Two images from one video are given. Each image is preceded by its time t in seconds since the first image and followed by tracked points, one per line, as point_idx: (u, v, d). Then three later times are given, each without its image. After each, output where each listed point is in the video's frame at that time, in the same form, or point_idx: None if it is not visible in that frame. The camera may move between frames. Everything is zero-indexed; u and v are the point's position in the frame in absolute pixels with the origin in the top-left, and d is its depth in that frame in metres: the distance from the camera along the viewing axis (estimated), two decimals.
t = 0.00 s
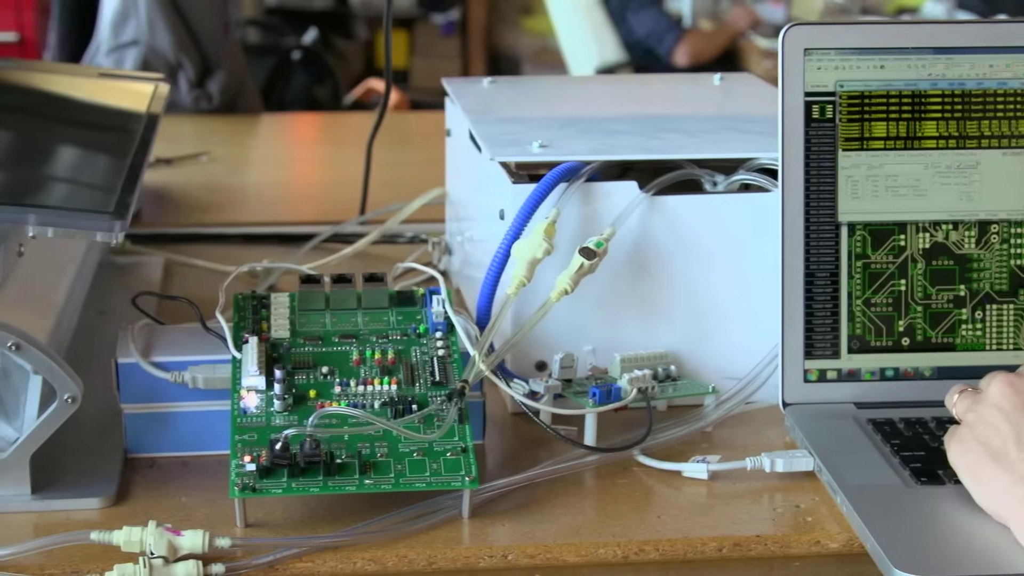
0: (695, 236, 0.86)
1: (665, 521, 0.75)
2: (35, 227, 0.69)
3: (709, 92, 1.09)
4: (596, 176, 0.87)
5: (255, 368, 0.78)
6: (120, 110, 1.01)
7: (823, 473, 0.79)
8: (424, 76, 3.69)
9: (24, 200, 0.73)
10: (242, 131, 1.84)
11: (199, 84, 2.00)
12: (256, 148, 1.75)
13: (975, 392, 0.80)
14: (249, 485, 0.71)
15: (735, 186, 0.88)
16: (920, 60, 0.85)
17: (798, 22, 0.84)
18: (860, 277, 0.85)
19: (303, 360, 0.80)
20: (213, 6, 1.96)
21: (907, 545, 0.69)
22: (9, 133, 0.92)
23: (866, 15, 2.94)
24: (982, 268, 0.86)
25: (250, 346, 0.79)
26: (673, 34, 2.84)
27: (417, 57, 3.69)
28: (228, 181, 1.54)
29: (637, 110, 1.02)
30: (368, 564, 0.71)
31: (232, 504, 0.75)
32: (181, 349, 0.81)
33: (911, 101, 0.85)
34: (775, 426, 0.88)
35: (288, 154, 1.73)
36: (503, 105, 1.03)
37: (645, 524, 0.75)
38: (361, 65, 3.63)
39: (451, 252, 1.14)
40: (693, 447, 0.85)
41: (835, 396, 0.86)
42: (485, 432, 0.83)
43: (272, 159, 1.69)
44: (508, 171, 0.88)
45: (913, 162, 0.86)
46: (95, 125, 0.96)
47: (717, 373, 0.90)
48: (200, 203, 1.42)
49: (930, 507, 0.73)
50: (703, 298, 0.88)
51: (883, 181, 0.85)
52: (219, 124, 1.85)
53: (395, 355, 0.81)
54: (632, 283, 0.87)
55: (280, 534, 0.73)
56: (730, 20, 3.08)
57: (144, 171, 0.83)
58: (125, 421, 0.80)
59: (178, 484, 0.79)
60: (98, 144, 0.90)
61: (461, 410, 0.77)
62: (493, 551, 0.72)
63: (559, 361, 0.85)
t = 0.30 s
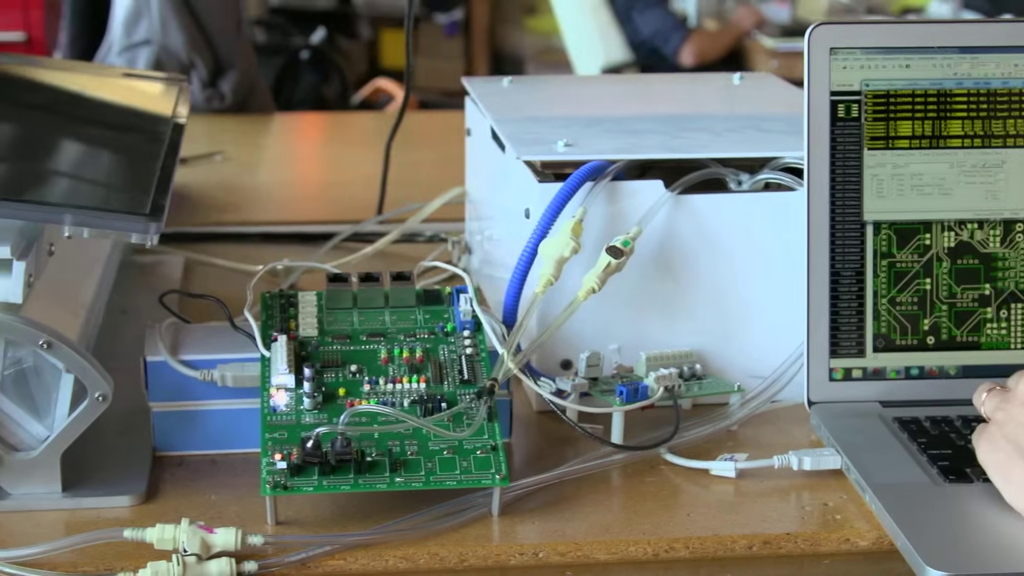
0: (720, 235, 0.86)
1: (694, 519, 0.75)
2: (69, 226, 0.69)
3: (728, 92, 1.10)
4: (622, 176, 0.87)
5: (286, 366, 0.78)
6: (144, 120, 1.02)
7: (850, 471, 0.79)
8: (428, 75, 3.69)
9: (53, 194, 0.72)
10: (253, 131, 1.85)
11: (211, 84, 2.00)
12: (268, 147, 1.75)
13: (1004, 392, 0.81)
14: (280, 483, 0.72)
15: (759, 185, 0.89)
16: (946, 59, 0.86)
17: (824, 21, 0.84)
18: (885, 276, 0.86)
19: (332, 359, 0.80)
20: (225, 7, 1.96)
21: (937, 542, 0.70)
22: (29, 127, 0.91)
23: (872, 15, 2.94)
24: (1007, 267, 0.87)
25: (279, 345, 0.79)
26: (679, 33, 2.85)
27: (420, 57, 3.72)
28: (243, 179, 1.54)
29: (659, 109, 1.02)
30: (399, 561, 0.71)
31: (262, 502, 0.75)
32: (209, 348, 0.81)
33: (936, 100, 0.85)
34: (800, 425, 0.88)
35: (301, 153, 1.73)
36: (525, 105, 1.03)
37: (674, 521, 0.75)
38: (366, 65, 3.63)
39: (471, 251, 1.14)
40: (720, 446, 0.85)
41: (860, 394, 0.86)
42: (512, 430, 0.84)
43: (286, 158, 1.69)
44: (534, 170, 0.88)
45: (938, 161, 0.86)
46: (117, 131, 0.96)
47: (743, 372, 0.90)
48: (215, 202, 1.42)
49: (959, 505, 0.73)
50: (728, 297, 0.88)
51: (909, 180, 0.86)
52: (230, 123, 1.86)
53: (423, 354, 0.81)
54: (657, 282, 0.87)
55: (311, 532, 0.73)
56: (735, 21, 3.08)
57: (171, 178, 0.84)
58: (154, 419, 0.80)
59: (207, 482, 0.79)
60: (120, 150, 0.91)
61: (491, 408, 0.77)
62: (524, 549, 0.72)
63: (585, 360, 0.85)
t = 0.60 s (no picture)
0: (746, 233, 0.87)
1: (723, 517, 0.76)
2: (104, 226, 0.69)
3: (746, 91, 1.10)
4: (647, 175, 0.87)
5: (314, 364, 0.78)
6: (159, 123, 1.02)
7: (878, 469, 0.79)
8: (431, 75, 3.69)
9: (79, 193, 0.73)
10: (264, 130, 1.85)
11: (222, 84, 2.01)
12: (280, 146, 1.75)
13: None
14: (311, 481, 0.72)
15: (783, 184, 0.89)
16: (971, 59, 0.86)
17: (849, 21, 0.84)
18: (910, 275, 0.86)
19: (360, 357, 0.80)
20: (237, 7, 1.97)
21: (967, 539, 0.70)
22: (45, 124, 0.91)
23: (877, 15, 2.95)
24: None
25: (307, 343, 0.79)
26: (685, 33, 2.85)
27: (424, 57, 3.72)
28: (256, 178, 1.54)
29: (680, 108, 1.03)
30: (430, 559, 0.71)
31: (292, 500, 0.75)
32: (236, 346, 0.81)
33: (961, 99, 0.86)
34: (824, 423, 0.88)
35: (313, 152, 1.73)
36: (545, 104, 1.03)
37: (703, 519, 0.75)
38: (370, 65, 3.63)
39: (490, 250, 1.14)
40: (745, 444, 0.85)
41: (885, 392, 0.86)
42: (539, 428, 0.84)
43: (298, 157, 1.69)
44: (559, 170, 0.88)
45: (963, 160, 0.86)
46: (135, 135, 0.97)
47: (767, 370, 0.90)
48: (231, 202, 1.43)
49: (988, 502, 0.73)
50: (753, 295, 0.88)
51: (933, 179, 0.86)
52: (240, 122, 1.86)
53: (451, 352, 0.81)
54: (682, 281, 0.87)
55: (341, 530, 0.73)
56: (740, 20, 3.08)
57: (189, 183, 0.84)
58: (182, 417, 0.80)
59: (235, 480, 0.79)
60: (140, 153, 0.91)
61: (519, 406, 0.77)
62: (555, 546, 0.72)
63: (611, 358, 0.85)
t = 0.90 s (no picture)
0: (770, 232, 0.87)
1: (751, 515, 0.76)
2: (138, 227, 0.70)
3: (764, 90, 1.10)
4: (671, 174, 0.87)
5: (342, 363, 0.78)
6: (168, 125, 1.03)
7: (904, 468, 0.79)
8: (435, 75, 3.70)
9: (101, 191, 0.73)
10: (274, 130, 1.85)
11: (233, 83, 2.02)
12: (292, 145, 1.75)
13: None
14: (341, 479, 0.72)
15: (806, 184, 0.89)
16: (995, 58, 0.86)
17: (874, 20, 0.84)
18: (934, 274, 0.86)
19: (387, 356, 0.80)
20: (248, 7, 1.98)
21: (995, 537, 0.70)
22: (49, 117, 0.90)
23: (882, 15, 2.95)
24: None
25: (335, 342, 0.80)
26: (690, 33, 2.87)
27: (426, 57, 3.72)
28: (270, 178, 1.54)
29: (700, 108, 1.03)
30: (460, 557, 0.71)
31: (322, 498, 0.76)
32: (263, 345, 0.82)
33: (985, 98, 0.86)
34: (849, 422, 0.89)
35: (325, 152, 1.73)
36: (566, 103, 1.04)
37: (731, 517, 0.76)
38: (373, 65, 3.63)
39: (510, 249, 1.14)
40: (770, 443, 0.86)
41: (909, 391, 0.86)
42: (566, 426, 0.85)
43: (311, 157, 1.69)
44: (583, 169, 0.88)
45: (987, 159, 0.86)
46: (139, 132, 0.97)
47: (790, 368, 0.91)
48: (245, 201, 1.43)
49: (1016, 501, 0.73)
50: (777, 294, 0.88)
51: (957, 177, 0.86)
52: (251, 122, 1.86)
53: (477, 351, 0.82)
54: (706, 279, 0.87)
55: (371, 528, 0.73)
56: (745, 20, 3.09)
57: (193, 181, 0.85)
58: (208, 416, 0.81)
59: (263, 479, 0.79)
60: (143, 150, 0.91)
61: (547, 405, 0.77)
62: (584, 544, 0.72)
63: (637, 357, 0.86)
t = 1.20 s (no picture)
0: (793, 231, 0.87)
1: (777, 513, 0.76)
2: (172, 227, 0.71)
3: (782, 89, 1.11)
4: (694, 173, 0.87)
5: (369, 361, 0.78)
6: (174, 124, 1.03)
7: (929, 466, 0.79)
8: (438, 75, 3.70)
9: (130, 190, 0.73)
10: (285, 129, 1.85)
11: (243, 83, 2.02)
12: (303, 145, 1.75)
13: None
14: (369, 477, 0.72)
15: (829, 183, 0.89)
16: (1018, 58, 0.86)
17: (897, 20, 0.84)
18: (957, 273, 0.86)
19: (414, 354, 0.81)
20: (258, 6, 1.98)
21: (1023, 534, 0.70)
22: (52, 109, 0.89)
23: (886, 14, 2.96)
24: None
25: (362, 341, 0.80)
26: (694, 33, 2.84)
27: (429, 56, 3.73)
28: (283, 177, 1.55)
29: (720, 107, 1.03)
30: (489, 555, 0.72)
31: (350, 496, 0.76)
32: (288, 343, 0.82)
33: (1008, 98, 0.87)
34: (872, 420, 0.89)
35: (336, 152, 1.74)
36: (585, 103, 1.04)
37: (758, 515, 0.76)
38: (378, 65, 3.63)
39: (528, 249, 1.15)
40: (794, 441, 0.86)
41: (931, 389, 0.86)
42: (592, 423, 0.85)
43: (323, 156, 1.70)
44: (606, 168, 0.88)
45: (1009, 158, 0.87)
46: (141, 129, 0.96)
47: (813, 367, 0.91)
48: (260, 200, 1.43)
49: None
50: (799, 293, 0.89)
51: (980, 176, 0.86)
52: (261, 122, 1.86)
53: (503, 350, 0.82)
54: (728, 278, 0.87)
55: (399, 526, 0.73)
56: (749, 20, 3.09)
57: (193, 179, 0.84)
58: (234, 415, 0.81)
59: (289, 477, 0.79)
60: (145, 147, 0.91)
61: (574, 403, 0.77)
62: (612, 542, 0.72)
63: (661, 355, 0.86)
